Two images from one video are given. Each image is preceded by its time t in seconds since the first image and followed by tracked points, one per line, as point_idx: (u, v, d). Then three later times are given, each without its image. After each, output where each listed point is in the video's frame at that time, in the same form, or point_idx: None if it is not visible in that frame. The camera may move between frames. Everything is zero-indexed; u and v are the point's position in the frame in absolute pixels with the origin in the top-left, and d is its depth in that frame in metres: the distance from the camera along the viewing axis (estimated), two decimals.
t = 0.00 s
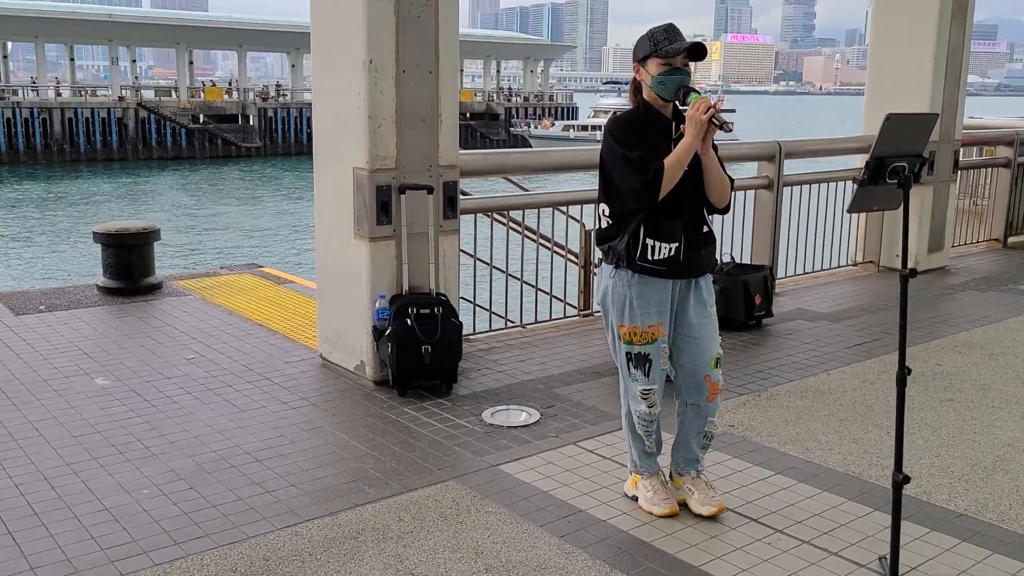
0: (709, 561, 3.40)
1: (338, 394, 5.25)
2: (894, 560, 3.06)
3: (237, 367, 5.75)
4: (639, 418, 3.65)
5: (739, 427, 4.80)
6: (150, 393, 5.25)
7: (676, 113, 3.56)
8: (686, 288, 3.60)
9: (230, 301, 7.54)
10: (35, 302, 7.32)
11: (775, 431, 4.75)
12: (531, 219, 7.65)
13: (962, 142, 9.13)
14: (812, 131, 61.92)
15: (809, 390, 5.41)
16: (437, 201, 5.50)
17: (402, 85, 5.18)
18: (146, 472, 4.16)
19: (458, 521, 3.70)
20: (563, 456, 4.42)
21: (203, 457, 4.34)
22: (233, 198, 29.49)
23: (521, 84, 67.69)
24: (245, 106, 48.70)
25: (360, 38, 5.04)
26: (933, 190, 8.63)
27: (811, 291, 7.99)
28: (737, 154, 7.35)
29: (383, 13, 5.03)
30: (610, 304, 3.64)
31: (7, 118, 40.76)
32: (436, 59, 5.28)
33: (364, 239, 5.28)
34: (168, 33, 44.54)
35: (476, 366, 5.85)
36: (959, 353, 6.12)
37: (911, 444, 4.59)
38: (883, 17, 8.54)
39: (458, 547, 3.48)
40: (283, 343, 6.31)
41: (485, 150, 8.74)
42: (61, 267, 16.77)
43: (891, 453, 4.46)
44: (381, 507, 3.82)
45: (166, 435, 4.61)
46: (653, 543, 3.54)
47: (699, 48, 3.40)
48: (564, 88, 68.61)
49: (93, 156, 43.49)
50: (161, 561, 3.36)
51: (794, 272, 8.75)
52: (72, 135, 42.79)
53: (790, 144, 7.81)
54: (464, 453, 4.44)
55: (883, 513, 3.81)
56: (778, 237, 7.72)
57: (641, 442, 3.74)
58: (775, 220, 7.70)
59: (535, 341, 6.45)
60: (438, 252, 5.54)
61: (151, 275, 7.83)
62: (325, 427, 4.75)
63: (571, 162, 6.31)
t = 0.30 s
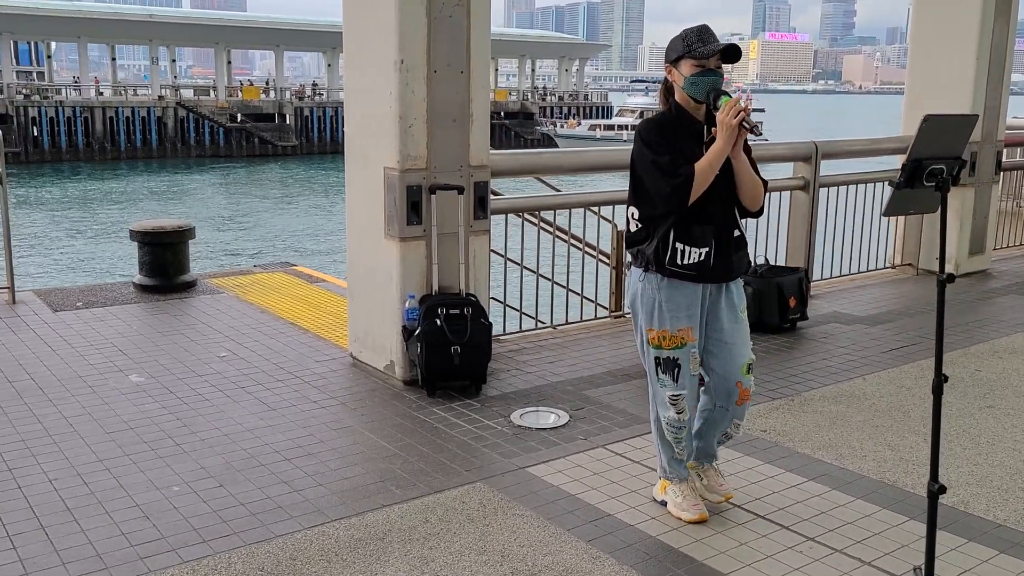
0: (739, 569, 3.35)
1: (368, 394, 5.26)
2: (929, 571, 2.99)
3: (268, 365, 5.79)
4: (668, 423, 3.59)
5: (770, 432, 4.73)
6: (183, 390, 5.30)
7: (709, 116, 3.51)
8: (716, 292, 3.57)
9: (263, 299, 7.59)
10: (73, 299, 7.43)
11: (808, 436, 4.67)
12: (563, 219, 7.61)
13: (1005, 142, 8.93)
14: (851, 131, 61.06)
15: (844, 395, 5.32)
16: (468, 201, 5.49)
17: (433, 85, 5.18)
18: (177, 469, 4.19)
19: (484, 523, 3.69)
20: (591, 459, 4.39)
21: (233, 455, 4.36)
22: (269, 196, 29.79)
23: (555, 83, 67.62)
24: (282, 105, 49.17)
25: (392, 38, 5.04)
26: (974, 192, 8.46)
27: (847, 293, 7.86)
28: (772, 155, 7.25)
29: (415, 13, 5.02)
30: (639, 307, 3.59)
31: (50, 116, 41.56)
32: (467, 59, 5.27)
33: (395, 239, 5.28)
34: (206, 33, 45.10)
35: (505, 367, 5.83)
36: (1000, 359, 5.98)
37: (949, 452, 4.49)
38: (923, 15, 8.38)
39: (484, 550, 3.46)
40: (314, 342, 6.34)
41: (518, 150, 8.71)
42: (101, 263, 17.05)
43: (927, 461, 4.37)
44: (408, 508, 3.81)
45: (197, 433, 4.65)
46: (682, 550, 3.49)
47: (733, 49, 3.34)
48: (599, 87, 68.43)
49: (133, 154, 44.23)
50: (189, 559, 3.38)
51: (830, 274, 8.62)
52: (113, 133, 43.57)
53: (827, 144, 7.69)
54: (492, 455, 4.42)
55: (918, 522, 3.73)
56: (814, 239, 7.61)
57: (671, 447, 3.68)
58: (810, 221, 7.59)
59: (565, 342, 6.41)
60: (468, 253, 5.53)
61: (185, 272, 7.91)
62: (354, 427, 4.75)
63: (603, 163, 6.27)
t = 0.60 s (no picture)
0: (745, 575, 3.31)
1: (374, 394, 5.25)
2: None
3: (276, 365, 5.78)
4: (670, 421, 3.56)
5: (779, 436, 4.68)
6: (190, 389, 5.30)
7: (719, 115, 3.48)
8: (720, 293, 3.54)
9: (272, 298, 7.60)
10: (83, 296, 7.45)
11: (817, 441, 4.63)
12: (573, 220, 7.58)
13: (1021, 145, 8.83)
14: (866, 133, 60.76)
15: (854, 400, 5.26)
16: (477, 201, 5.47)
17: (442, 85, 5.15)
18: (182, 469, 4.19)
19: (488, 526, 3.66)
20: (598, 462, 4.36)
21: (239, 454, 4.36)
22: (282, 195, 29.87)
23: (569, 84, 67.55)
24: (296, 104, 49.31)
25: (401, 37, 5.03)
26: (989, 195, 8.37)
27: (859, 297, 7.79)
28: (785, 157, 7.20)
29: (424, 12, 5.01)
30: (644, 304, 3.57)
31: (66, 114, 41.89)
32: (476, 59, 5.25)
33: (403, 239, 5.26)
34: (222, 33, 45.30)
35: (513, 369, 5.80)
36: (1013, 364, 5.91)
37: (961, 458, 4.43)
38: (939, 16, 8.31)
39: (488, 553, 3.44)
40: (322, 341, 6.33)
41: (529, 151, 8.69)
42: (114, 261, 17.16)
43: (938, 468, 4.31)
44: (413, 510, 3.79)
45: (203, 432, 4.65)
46: (687, 555, 3.46)
47: (744, 47, 3.31)
48: (613, 87, 68.33)
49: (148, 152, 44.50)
50: (191, 558, 3.37)
51: (842, 277, 8.55)
52: (128, 131, 43.85)
53: (840, 146, 7.63)
54: (497, 457, 4.39)
55: (928, 530, 3.68)
56: (826, 242, 7.55)
57: (672, 447, 3.64)
58: (823, 223, 7.53)
59: (574, 344, 6.38)
60: (476, 253, 5.51)
61: (195, 270, 7.92)
62: (360, 427, 4.74)
63: (613, 163, 6.23)
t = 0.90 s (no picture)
0: None
1: (375, 393, 5.26)
2: None
3: (277, 364, 5.80)
4: (669, 415, 3.57)
5: (778, 438, 4.68)
6: (191, 387, 5.32)
7: (727, 115, 3.48)
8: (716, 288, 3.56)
9: (275, 298, 7.61)
10: (87, 294, 7.48)
11: (817, 443, 4.63)
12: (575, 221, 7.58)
13: None
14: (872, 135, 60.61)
15: (855, 402, 5.26)
16: (478, 202, 5.47)
17: (444, 85, 5.16)
18: (182, 467, 4.20)
19: (487, 526, 3.66)
20: (597, 463, 4.36)
21: (239, 453, 4.37)
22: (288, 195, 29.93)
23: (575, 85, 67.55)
24: (302, 104, 49.40)
25: (403, 38, 5.04)
26: (992, 198, 8.36)
27: (861, 299, 7.78)
28: (788, 159, 7.19)
29: (426, 13, 5.01)
30: (643, 298, 3.54)
31: (73, 113, 42.07)
32: (478, 60, 5.26)
33: (405, 239, 5.27)
34: (228, 33, 45.40)
35: (514, 369, 5.81)
36: (1015, 368, 5.90)
37: (960, 461, 4.43)
38: (943, 18, 8.30)
39: (485, 553, 3.44)
40: (324, 341, 6.34)
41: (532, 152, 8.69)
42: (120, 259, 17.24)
43: (938, 471, 4.31)
44: (411, 509, 3.80)
45: (203, 430, 4.66)
46: (685, 556, 3.46)
47: (751, 45, 3.30)
48: (619, 88, 68.30)
49: (154, 151, 44.65)
50: (190, 556, 3.38)
51: (845, 280, 8.55)
52: (134, 130, 44.01)
53: (843, 148, 7.62)
54: (497, 457, 4.40)
55: (926, 533, 3.68)
56: (828, 244, 7.54)
57: (670, 441, 3.66)
58: (826, 225, 7.52)
59: (575, 345, 6.39)
60: (477, 254, 5.52)
61: (198, 269, 7.94)
62: (360, 426, 4.75)
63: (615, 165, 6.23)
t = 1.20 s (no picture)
0: None
1: (375, 394, 5.27)
2: None
3: (277, 364, 5.80)
4: (667, 416, 3.56)
5: (779, 439, 4.68)
6: (192, 387, 5.32)
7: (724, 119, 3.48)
8: (717, 289, 3.55)
9: (276, 298, 7.62)
10: (88, 294, 7.50)
11: (816, 445, 4.62)
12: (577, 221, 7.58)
13: None
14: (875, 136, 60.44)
15: (855, 404, 5.25)
16: (479, 202, 5.47)
17: (445, 86, 5.16)
18: (181, 467, 4.21)
19: (485, 527, 3.66)
20: (596, 464, 4.36)
21: (238, 453, 4.38)
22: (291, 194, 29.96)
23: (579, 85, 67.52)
24: (305, 104, 49.45)
25: (404, 38, 5.04)
26: (996, 199, 8.34)
27: (863, 300, 7.77)
28: (789, 160, 7.19)
29: (427, 13, 5.01)
30: (641, 301, 3.56)
31: (77, 112, 42.19)
32: (479, 60, 5.25)
33: (405, 239, 5.27)
34: (232, 32, 45.44)
35: (514, 370, 5.81)
36: (1016, 370, 5.88)
37: (960, 463, 4.42)
38: (945, 18, 8.28)
39: (483, 554, 3.44)
40: (324, 341, 6.35)
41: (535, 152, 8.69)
42: (125, 258, 17.29)
43: (938, 473, 4.30)
44: (409, 510, 3.80)
45: (203, 430, 4.67)
46: (683, 558, 3.46)
47: (750, 53, 3.30)
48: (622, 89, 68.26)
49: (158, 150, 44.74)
50: (188, 557, 3.38)
51: (847, 281, 8.54)
52: (138, 129, 44.11)
53: (845, 149, 7.61)
54: (496, 458, 4.40)
55: (925, 535, 3.67)
56: (830, 245, 7.54)
57: (668, 443, 3.64)
58: (827, 226, 7.51)
59: (576, 345, 6.38)
60: (477, 255, 5.52)
61: (200, 269, 7.95)
62: (359, 427, 4.75)
63: (616, 166, 6.23)
